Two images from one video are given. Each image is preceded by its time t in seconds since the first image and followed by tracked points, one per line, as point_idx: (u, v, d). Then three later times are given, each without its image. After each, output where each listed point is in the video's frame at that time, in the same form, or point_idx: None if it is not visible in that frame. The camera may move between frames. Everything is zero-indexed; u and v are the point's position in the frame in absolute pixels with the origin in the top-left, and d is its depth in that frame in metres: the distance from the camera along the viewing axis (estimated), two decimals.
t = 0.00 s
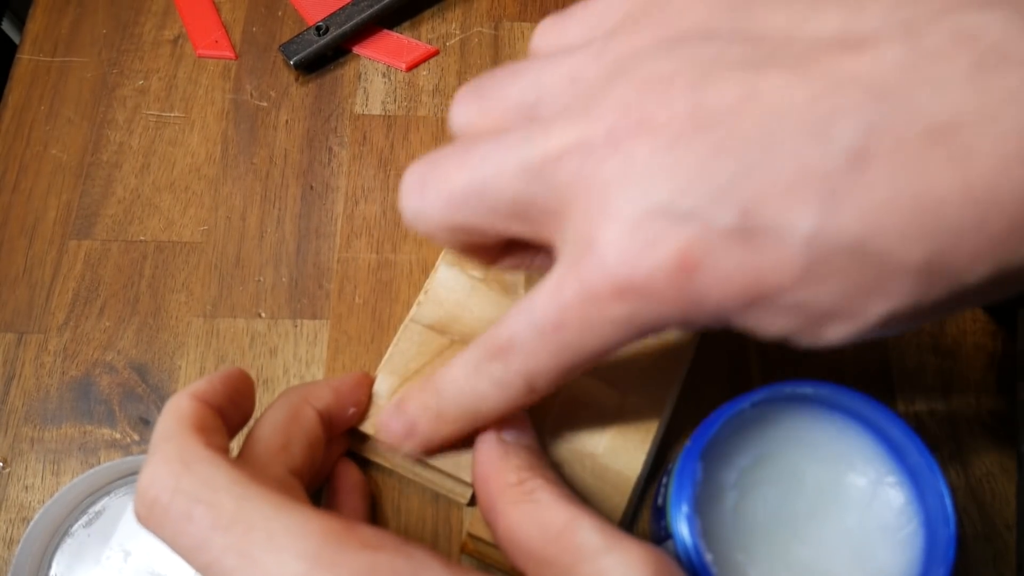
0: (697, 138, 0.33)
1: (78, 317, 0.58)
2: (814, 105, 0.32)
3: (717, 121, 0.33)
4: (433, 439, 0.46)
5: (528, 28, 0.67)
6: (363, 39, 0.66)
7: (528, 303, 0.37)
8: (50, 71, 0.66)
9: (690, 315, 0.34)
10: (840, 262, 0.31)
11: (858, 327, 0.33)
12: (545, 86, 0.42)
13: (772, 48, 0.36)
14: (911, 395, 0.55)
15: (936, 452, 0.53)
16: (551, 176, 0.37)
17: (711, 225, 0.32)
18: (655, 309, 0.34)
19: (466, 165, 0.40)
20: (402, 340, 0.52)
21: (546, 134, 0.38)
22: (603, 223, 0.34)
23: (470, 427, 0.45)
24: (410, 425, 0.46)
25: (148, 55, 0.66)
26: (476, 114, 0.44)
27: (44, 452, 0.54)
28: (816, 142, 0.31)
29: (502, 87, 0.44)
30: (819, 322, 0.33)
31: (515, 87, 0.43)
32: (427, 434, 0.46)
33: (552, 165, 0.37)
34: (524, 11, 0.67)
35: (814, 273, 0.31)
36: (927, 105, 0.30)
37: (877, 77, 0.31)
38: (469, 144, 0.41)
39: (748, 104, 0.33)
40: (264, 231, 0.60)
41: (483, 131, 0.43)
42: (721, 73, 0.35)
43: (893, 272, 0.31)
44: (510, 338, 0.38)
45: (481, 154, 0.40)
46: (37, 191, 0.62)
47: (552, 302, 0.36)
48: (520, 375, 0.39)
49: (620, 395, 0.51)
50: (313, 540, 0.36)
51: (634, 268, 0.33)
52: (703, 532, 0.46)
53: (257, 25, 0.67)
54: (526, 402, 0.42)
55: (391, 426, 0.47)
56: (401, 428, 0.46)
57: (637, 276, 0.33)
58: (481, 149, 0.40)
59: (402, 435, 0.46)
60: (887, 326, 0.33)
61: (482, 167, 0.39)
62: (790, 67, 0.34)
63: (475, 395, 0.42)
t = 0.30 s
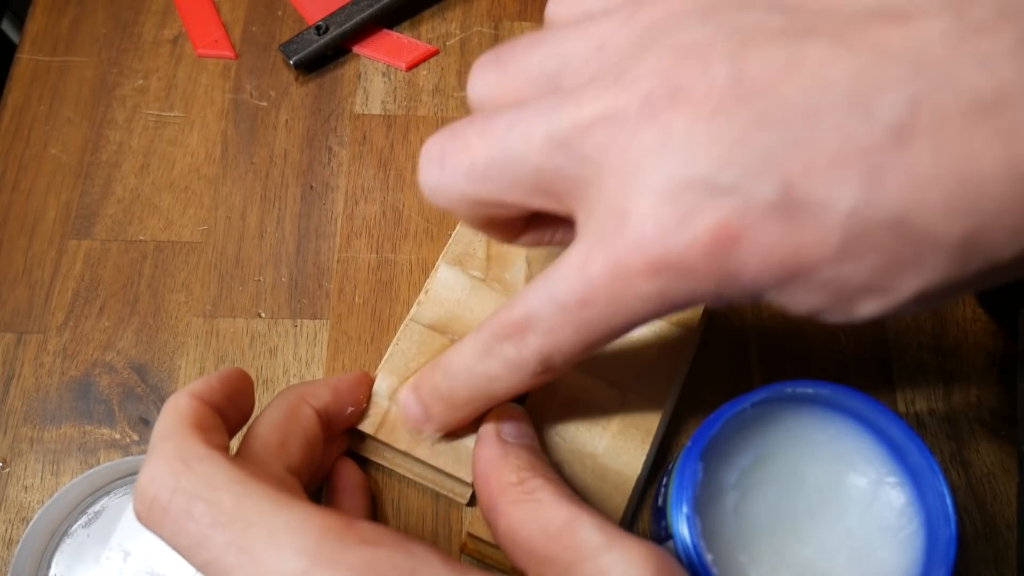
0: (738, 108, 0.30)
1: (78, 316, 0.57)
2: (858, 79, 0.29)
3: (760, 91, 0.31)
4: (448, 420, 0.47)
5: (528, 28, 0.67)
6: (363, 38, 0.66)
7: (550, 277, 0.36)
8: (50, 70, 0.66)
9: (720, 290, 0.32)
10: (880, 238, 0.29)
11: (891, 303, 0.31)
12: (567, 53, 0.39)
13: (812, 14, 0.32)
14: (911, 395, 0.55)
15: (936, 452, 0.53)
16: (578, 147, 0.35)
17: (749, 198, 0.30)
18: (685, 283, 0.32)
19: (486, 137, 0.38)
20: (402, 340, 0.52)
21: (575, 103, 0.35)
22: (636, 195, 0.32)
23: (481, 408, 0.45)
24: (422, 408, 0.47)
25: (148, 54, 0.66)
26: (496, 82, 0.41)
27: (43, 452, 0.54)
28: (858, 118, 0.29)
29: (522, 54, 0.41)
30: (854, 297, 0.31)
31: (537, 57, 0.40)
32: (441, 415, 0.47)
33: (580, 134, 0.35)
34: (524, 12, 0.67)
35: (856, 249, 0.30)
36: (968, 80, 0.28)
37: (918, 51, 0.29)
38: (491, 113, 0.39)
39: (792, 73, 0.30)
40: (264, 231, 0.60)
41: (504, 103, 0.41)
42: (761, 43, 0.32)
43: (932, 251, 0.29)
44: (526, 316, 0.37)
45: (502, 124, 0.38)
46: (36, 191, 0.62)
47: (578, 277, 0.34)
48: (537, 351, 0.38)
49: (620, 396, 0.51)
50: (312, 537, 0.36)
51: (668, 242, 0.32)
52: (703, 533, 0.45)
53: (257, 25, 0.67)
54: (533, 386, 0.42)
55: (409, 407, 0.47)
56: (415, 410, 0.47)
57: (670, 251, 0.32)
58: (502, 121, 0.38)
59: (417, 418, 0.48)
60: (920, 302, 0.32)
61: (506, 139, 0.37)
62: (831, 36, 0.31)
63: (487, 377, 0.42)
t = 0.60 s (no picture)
0: (731, 116, 0.30)
1: (78, 316, 0.57)
2: (853, 89, 0.29)
3: (755, 99, 0.30)
4: (442, 432, 0.46)
5: (528, 27, 0.67)
6: (363, 38, 0.66)
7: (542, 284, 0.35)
8: (50, 70, 0.66)
9: (707, 303, 0.31)
10: (869, 249, 0.28)
11: (884, 321, 0.30)
12: (574, 65, 0.38)
13: (814, 25, 0.33)
14: (912, 395, 0.55)
15: (936, 452, 0.53)
16: (576, 151, 0.34)
17: (736, 205, 0.29)
18: (670, 293, 0.31)
19: (487, 142, 0.37)
20: (402, 339, 0.52)
21: (572, 109, 0.35)
22: (627, 199, 0.31)
23: (473, 421, 0.44)
24: (421, 421, 0.46)
25: (148, 54, 0.66)
26: (504, 90, 0.41)
27: (44, 452, 0.54)
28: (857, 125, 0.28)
29: (531, 65, 0.40)
30: (844, 315, 0.30)
31: (544, 68, 0.39)
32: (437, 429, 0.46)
33: (576, 139, 0.34)
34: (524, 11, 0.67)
35: (845, 259, 0.29)
36: (971, 94, 0.28)
37: (923, 65, 0.29)
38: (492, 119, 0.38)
39: (788, 84, 0.30)
40: (264, 231, 0.60)
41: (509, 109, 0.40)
42: (762, 54, 0.32)
43: (924, 265, 0.28)
44: (517, 325, 0.36)
45: (503, 130, 0.37)
46: (36, 191, 0.62)
47: (566, 284, 0.33)
48: (524, 361, 0.37)
49: (620, 397, 0.51)
50: (311, 536, 0.36)
51: (654, 249, 0.31)
52: (703, 533, 0.45)
53: (257, 25, 0.67)
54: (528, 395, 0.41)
55: (411, 427, 0.48)
56: (415, 424, 0.47)
57: (655, 260, 0.31)
58: (504, 126, 0.37)
59: (416, 431, 0.47)
60: (910, 325, 0.31)
61: (506, 142, 0.36)
62: (832, 48, 0.30)
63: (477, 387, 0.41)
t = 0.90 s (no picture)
0: (702, 125, 0.31)
1: (78, 316, 0.57)
2: (812, 102, 0.30)
3: (721, 109, 0.31)
4: (406, 426, 0.46)
5: (528, 27, 0.67)
6: (363, 38, 0.66)
7: (517, 286, 0.36)
8: (50, 70, 0.66)
9: (667, 300, 0.33)
10: (823, 258, 0.30)
11: (837, 324, 0.33)
12: (557, 61, 0.39)
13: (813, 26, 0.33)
14: (911, 395, 0.55)
15: (936, 452, 0.53)
16: (552, 156, 0.36)
17: (704, 212, 0.31)
18: (637, 292, 0.33)
19: (474, 136, 0.38)
20: (402, 339, 0.52)
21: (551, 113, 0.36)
22: (599, 203, 0.33)
23: (443, 413, 0.45)
24: (382, 415, 0.46)
25: (148, 54, 0.66)
26: (485, 82, 0.41)
27: (43, 452, 0.54)
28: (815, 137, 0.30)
29: (514, 59, 0.41)
30: (799, 316, 0.33)
31: (527, 63, 0.40)
32: (401, 424, 0.46)
33: (558, 142, 0.35)
34: (523, 12, 0.67)
35: (800, 268, 0.31)
36: (922, 111, 0.29)
37: (875, 76, 0.30)
38: (475, 115, 0.40)
39: (754, 96, 0.31)
40: (264, 231, 0.60)
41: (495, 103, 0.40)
42: (728, 63, 0.33)
43: (877, 272, 0.30)
44: (496, 323, 0.37)
45: (488, 125, 0.38)
46: (36, 191, 0.62)
47: (545, 286, 0.35)
48: (504, 357, 0.38)
49: (619, 398, 0.51)
50: (305, 529, 0.36)
51: (625, 249, 0.32)
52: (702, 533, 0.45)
53: (257, 25, 0.67)
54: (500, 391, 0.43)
55: (365, 414, 0.47)
56: (371, 416, 0.47)
57: (625, 260, 0.32)
58: (488, 122, 0.38)
59: (372, 424, 0.47)
60: (860, 329, 0.33)
61: (490, 140, 0.38)
62: (791, 62, 0.32)
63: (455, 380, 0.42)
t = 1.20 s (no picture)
0: (793, 113, 0.39)
1: (78, 316, 0.57)
2: (905, 102, 0.38)
3: (817, 98, 0.39)
4: (444, 360, 0.48)
5: (528, 27, 0.67)
6: (363, 38, 0.66)
7: (586, 247, 0.42)
8: (50, 70, 0.66)
9: (747, 275, 0.39)
10: (900, 246, 0.37)
11: (900, 318, 0.39)
12: (650, 51, 0.47)
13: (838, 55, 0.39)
14: (911, 395, 0.55)
15: (936, 452, 0.53)
16: (642, 129, 0.42)
17: (784, 193, 0.37)
18: (710, 263, 0.39)
19: (563, 107, 0.45)
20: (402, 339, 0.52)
21: (646, 91, 0.43)
22: (686, 174, 0.40)
23: (476, 357, 0.48)
24: (422, 344, 0.47)
25: (148, 54, 0.66)
26: (582, 64, 0.50)
27: (43, 453, 0.54)
28: (903, 133, 0.37)
29: (612, 47, 0.49)
30: (864, 307, 0.39)
31: (622, 52, 0.49)
32: (438, 359, 0.48)
33: (647, 118, 0.42)
34: (523, 12, 0.67)
35: (877, 255, 0.37)
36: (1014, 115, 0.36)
37: (969, 86, 0.37)
38: (570, 88, 0.46)
39: (850, 88, 0.39)
40: (264, 231, 0.60)
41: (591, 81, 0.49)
42: (825, 61, 0.40)
43: (950, 268, 0.37)
44: (557, 278, 0.43)
45: (582, 98, 0.44)
46: (36, 191, 0.61)
47: (613, 245, 0.41)
48: (555, 313, 0.43)
49: (619, 399, 0.52)
50: (300, 520, 0.36)
51: (708, 220, 0.39)
52: (703, 533, 0.45)
53: (257, 25, 0.67)
54: (540, 346, 0.46)
55: (400, 348, 0.48)
56: (410, 345, 0.48)
57: (707, 233, 0.39)
58: (581, 96, 0.45)
59: (407, 353, 0.48)
60: (920, 329, 0.40)
61: (582, 112, 0.44)
62: (886, 65, 0.39)
63: (498, 328, 0.45)
